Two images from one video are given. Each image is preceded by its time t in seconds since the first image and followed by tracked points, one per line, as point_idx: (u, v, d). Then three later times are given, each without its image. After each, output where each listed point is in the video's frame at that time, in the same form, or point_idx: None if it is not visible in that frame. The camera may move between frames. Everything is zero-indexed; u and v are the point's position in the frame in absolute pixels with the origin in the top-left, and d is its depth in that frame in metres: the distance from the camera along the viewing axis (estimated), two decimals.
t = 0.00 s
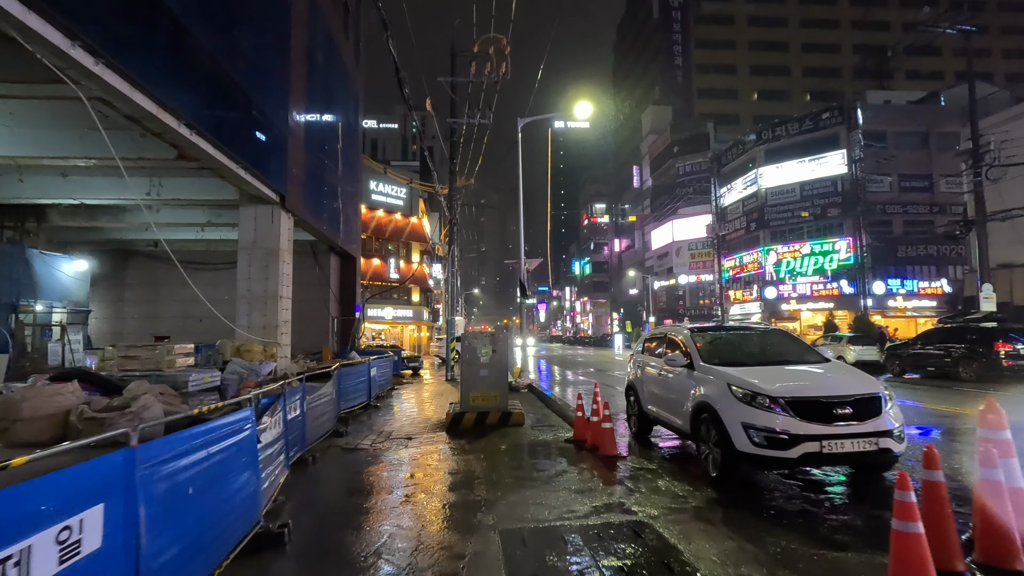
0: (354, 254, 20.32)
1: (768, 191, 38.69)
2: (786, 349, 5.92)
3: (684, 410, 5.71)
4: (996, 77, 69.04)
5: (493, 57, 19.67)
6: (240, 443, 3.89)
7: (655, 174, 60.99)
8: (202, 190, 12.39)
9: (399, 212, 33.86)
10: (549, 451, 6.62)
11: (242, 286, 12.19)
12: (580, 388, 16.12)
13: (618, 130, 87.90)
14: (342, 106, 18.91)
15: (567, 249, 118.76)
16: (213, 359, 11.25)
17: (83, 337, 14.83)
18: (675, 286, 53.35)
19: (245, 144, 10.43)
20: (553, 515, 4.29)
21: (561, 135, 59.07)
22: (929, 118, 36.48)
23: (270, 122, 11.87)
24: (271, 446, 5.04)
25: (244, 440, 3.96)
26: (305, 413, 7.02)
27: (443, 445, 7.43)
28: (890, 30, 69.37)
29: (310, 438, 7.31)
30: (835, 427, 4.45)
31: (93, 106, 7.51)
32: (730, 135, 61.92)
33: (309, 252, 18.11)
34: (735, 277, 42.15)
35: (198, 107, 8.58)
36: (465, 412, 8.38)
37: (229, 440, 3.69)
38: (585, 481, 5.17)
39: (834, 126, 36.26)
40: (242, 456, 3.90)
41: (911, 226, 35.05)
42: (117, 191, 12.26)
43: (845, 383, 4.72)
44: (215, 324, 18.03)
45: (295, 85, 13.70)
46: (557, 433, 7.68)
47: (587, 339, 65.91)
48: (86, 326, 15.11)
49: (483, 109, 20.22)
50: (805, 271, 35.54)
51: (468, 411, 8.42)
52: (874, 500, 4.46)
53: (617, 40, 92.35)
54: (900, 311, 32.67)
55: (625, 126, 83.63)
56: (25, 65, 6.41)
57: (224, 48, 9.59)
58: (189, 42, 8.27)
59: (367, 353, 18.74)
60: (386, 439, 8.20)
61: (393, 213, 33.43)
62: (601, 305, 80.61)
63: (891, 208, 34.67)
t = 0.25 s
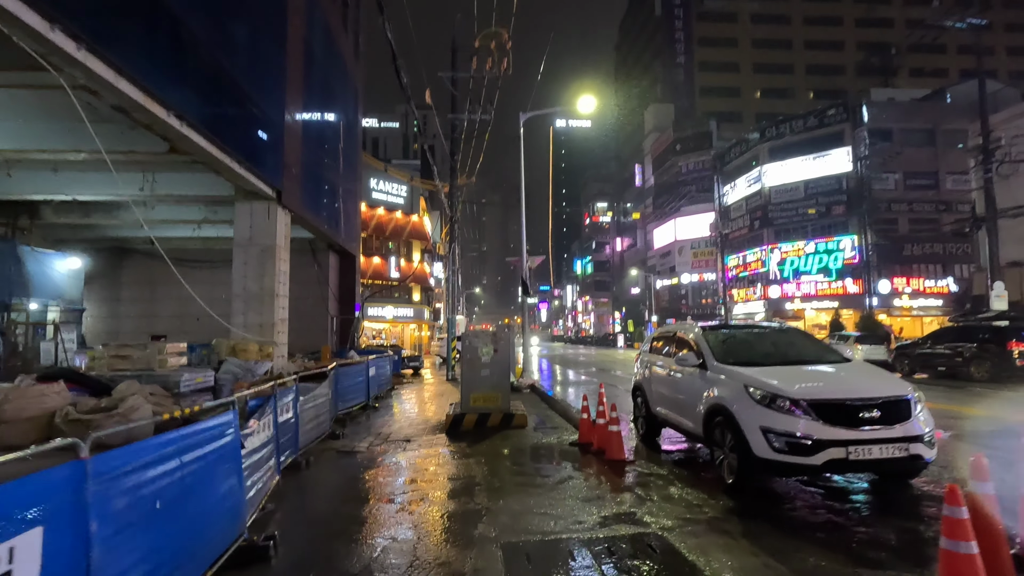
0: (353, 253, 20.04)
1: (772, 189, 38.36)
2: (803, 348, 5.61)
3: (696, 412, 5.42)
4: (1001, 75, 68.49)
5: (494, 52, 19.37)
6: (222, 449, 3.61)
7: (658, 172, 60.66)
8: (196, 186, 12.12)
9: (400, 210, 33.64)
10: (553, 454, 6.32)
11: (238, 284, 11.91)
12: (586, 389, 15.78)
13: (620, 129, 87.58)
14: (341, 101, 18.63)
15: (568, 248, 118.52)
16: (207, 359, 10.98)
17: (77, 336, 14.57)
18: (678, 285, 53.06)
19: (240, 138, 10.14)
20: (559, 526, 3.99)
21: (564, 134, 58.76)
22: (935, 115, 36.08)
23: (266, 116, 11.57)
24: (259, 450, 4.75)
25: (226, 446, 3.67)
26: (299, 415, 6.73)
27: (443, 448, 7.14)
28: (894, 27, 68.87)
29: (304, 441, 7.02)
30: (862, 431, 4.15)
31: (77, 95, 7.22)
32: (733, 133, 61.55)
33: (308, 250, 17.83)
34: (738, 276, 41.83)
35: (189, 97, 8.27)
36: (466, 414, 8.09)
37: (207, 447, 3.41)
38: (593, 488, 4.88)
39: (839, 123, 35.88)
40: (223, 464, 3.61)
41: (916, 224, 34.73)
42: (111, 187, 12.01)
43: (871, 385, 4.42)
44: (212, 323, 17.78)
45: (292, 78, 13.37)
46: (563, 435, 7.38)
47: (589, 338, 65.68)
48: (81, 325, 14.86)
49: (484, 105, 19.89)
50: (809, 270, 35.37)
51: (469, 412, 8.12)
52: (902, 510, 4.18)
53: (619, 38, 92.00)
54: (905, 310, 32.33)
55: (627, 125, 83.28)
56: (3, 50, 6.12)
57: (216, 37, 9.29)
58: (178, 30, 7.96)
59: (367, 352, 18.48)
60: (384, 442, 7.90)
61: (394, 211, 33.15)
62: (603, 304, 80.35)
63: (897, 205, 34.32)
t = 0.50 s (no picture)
0: (352, 250, 19.74)
1: (776, 186, 38.00)
2: (823, 347, 5.29)
3: (710, 415, 5.10)
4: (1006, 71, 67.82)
5: (495, 45, 19.02)
6: (199, 458, 3.32)
7: (660, 169, 60.25)
8: (191, 180, 11.83)
9: (400, 207, 33.35)
10: (558, 459, 6.02)
11: (233, 280, 11.62)
12: (590, 389, 15.44)
13: (622, 126, 87.14)
14: (340, 95, 18.31)
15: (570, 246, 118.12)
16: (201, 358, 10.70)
17: (71, 334, 14.30)
18: (680, 283, 52.71)
19: (232, 129, 9.80)
20: (568, 541, 3.69)
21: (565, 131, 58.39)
22: (942, 111, 35.63)
23: (261, 107, 11.26)
24: (246, 456, 4.46)
25: (204, 453, 3.39)
26: (292, 416, 6.43)
27: (443, 451, 6.84)
28: (899, 23, 68.24)
29: (296, 444, 6.72)
30: (894, 438, 3.84)
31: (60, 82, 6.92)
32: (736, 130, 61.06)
33: (306, 246, 17.54)
34: (742, 274, 41.47)
35: (177, 84, 7.93)
36: (467, 415, 7.78)
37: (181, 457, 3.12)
38: (603, 496, 4.57)
39: (844, 119, 35.45)
40: (200, 474, 3.33)
41: (923, 221, 34.34)
42: (103, 181, 11.72)
43: (902, 387, 4.11)
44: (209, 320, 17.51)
45: (288, 69, 13.04)
46: (568, 438, 7.07)
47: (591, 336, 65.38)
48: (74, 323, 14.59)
49: (485, 99, 19.51)
50: (813, 267, 35.10)
51: (469, 413, 7.81)
52: (940, 522, 3.84)
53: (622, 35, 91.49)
54: (911, 308, 32.28)
55: (629, 122, 82.82)
56: None
57: (208, 25, 8.98)
58: (166, 14, 7.64)
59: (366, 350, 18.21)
60: (382, 444, 7.60)
61: (394, 208, 32.86)
62: (605, 302, 80.02)
63: (903, 202, 33.91)
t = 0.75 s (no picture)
0: (352, 248, 19.48)
1: (780, 184, 37.61)
2: (847, 349, 5.00)
3: (727, 421, 4.81)
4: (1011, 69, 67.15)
5: (498, 39, 18.69)
6: (173, 474, 3.12)
7: (663, 168, 59.91)
8: (187, 175, 11.56)
9: (401, 205, 33.10)
10: (566, 466, 5.74)
11: (229, 279, 11.33)
12: (594, 390, 15.15)
13: (624, 124, 86.77)
14: (340, 91, 18.02)
15: (572, 244, 117.78)
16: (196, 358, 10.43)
17: (65, 333, 14.03)
18: (683, 281, 52.37)
19: (227, 122, 9.52)
20: (577, 560, 3.41)
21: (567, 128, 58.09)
22: (949, 108, 35.23)
23: (258, 101, 10.95)
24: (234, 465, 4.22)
25: (179, 468, 3.18)
26: (286, 420, 6.15)
27: (445, 456, 6.56)
28: (903, 21, 67.68)
29: (292, 448, 6.45)
30: (929, 449, 3.57)
31: (43, 71, 6.64)
32: (739, 128, 60.63)
33: (305, 244, 17.26)
34: (746, 273, 41.13)
35: (168, 74, 7.66)
36: (469, 418, 7.50)
37: (149, 475, 2.92)
38: (615, 509, 4.29)
39: (850, 116, 35.05)
40: (175, 490, 3.14)
41: (929, 219, 33.98)
42: (95, 177, 11.44)
43: (935, 393, 3.83)
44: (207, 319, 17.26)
45: (286, 63, 12.74)
46: (575, 442, 6.80)
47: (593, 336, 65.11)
48: (68, 322, 14.32)
49: (488, 95, 19.19)
50: (818, 266, 34.87)
51: (472, 416, 7.52)
52: (982, 542, 3.54)
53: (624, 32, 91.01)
54: (917, 307, 32.07)
55: (631, 120, 82.40)
56: None
57: (200, 14, 8.65)
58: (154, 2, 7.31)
59: (366, 350, 17.94)
60: (381, 449, 7.32)
61: (395, 206, 32.58)
62: (607, 301, 79.73)
63: (909, 200, 33.53)
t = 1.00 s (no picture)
0: (353, 245, 19.19)
1: (785, 181, 37.37)
2: (876, 344, 4.68)
3: (749, 422, 4.50)
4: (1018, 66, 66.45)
5: (500, 32, 18.34)
6: (146, 480, 2.85)
7: (666, 165, 59.51)
8: (183, 169, 11.28)
9: (403, 203, 32.80)
10: (575, 469, 5.43)
11: (225, 275, 11.04)
12: (600, 389, 14.77)
13: (627, 122, 86.28)
14: (340, 85, 17.71)
15: (574, 243, 117.43)
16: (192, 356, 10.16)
17: (60, 332, 13.78)
18: (687, 280, 52.00)
19: (222, 111, 9.21)
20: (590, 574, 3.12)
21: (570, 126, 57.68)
22: (957, 104, 34.79)
23: (255, 92, 10.65)
24: (221, 469, 3.93)
25: (153, 475, 2.90)
26: (281, 420, 5.86)
27: (448, 457, 6.26)
28: (908, 17, 67.03)
29: (287, 450, 6.15)
30: (977, 451, 3.27)
31: (27, 55, 6.35)
32: (743, 125, 60.16)
33: (305, 240, 16.98)
34: (750, 271, 40.75)
35: (157, 59, 7.34)
36: (473, 418, 7.19)
37: (117, 483, 2.64)
38: (629, 516, 3.99)
39: (856, 112, 34.64)
40: (148, 498, 2.86)
41: (937, 216, 33.56)
42: (89, 171, 11.17)
43: (981, 391, 3.52)
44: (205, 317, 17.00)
45: (285, 54, 12.43)
46: (584, 443, 6.48)
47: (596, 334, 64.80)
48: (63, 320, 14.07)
49: (490, 89, 18.85)
50: (824, 264, 34.56)
51: (475, 416, 7.21)
52: None
53: (627, 29, 90.48)
54: (924, 306, 31.65)
55: (635, 117, 81.92)
56: None
57: None
58: None
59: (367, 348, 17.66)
60: (381, 450, 7.03)
61: (396, 203, 32.29)
62: (609, 300, 79.36)
63: (917, 197, 33.13)
